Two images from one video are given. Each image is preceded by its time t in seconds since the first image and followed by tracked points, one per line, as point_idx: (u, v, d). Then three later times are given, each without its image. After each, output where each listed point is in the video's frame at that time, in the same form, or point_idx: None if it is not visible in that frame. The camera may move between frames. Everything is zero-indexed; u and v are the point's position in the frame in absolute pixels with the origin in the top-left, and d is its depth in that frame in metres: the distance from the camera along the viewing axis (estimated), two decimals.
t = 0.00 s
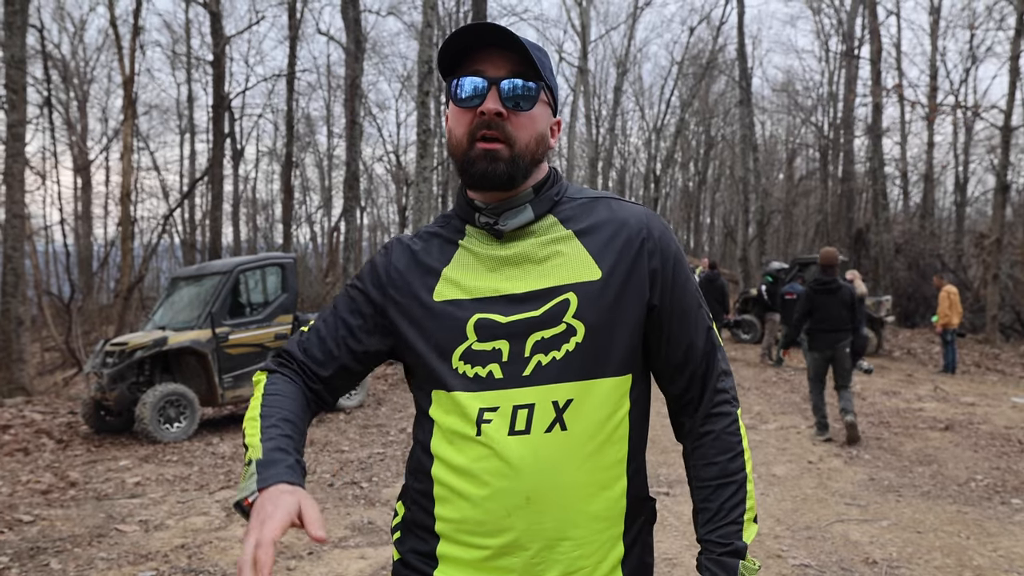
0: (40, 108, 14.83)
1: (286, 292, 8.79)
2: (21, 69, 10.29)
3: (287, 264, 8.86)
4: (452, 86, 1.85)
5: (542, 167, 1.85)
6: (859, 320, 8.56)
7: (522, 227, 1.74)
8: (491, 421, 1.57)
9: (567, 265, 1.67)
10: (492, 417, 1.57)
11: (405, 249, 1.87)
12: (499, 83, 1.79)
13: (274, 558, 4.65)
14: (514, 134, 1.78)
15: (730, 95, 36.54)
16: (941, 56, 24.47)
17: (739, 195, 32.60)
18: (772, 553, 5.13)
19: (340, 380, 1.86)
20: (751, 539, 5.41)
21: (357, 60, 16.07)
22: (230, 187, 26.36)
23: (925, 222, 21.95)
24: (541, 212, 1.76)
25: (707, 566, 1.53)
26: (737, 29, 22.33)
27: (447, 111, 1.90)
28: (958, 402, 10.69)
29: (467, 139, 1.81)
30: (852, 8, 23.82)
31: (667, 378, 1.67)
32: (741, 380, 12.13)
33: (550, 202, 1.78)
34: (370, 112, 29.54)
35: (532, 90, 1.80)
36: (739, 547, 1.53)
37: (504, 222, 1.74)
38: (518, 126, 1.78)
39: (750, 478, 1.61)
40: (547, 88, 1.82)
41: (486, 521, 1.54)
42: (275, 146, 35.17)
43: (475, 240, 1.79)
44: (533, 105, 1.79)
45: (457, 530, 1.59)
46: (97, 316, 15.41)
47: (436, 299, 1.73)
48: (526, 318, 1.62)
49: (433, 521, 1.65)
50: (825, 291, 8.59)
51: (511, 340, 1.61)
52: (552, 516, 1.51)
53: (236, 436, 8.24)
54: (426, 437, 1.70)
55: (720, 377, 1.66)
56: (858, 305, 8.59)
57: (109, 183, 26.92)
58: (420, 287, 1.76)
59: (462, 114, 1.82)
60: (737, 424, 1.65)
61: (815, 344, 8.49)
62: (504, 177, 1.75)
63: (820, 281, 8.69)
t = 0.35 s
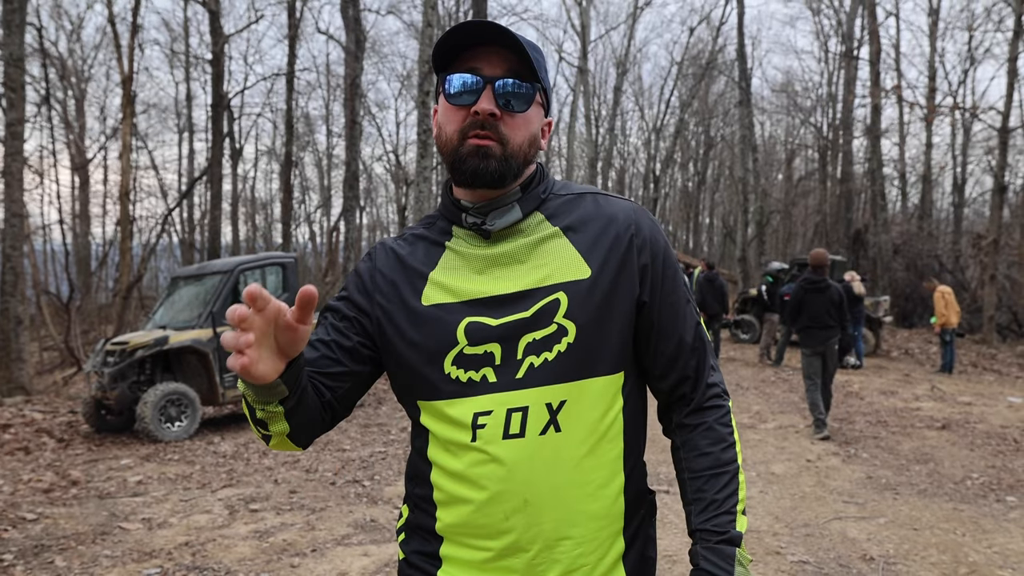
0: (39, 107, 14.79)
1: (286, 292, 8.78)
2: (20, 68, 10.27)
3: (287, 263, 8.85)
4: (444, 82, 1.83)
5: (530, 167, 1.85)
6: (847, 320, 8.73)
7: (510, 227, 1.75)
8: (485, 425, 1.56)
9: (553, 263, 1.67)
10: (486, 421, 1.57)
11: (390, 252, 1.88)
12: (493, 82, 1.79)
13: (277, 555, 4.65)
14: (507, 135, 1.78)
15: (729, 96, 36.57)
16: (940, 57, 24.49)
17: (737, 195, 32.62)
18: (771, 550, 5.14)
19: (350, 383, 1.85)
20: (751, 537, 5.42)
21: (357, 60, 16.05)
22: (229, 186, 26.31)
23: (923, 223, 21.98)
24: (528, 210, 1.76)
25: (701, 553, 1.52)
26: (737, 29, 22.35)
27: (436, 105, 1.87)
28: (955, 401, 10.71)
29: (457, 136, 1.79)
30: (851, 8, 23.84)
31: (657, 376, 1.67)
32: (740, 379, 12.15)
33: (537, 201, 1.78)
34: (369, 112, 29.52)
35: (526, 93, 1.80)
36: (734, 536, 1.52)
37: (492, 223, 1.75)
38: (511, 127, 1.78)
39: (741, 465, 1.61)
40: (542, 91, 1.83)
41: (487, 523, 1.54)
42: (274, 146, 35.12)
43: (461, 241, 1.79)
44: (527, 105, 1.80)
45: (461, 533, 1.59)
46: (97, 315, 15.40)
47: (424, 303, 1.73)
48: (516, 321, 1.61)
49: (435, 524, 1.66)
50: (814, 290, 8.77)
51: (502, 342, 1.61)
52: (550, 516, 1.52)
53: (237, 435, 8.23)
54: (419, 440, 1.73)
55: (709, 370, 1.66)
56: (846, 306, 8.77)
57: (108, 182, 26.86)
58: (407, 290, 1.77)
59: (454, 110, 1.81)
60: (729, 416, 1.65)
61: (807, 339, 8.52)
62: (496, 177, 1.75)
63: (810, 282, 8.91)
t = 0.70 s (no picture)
0: (28, 103, 14.67)
1: (278, 290, 8.74)
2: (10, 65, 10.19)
3: (280, 262, 8.81)
4: (443, 92, 1.73)
5: (533, 173, 1.81)
6: (835, 320, 8.99)
7: (523, 236, 1.73)
8: (502, 439, 1.53)
9: (566, 275, 1.68)
10: (502, 433, 1.54)
11: (388, 255, 1.73)
12: (499, 91, 1.71)
13: (270, 553, 4.64)
14: (516, 145, 1.71)
15: (720, 96, 36.72)
16: (929, 58, 24.69)
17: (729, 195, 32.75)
18: (761, 548, 5.17)
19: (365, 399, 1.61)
20: (741, 534, 5.45)
21: (349, 59, 16.01)
22: (220, 185, 26.18)
23: (913, 223, 22.14)
24: (537, 217, 1.76)
25: (693, 550, 1.65)
26: (729, 30, 22.46)
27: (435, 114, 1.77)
28: (944, 400, 10.81)
29: (463, 150, 1.71)
30: (842, 9, 23.99)
31: (650, 382, 1.75)
32: (732, 378, 12.20)
33: (545, 208, 1.78)
34: (361, 111, 29.43)
35: (531, 98, 1.73)
36: (718, 534, 1.67)
37: (504, 233, 1.71)
38: (519, 135, 1.71)
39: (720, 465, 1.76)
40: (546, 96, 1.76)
41: (497, 533, 1.53)
42: (266, 144, 34.97)
43: (468, 251, 1.72)
44: (532, 113, 1.73)
45: (467, 542, 1.56)
46: (86, 314, 15.31)
47: (435, 315, 1.63)
48: (533, 333, 1.61)
49: (439, 532, 1.60)
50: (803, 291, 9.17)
51: (520, 356, 1.59)
52: (564, 523, 1.54)
53: (229, 434, 8.20)
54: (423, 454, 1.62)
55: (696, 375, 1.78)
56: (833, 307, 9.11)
57: (98, 180, 26.67)
58: (411, 299, 1.65)
59: (457, 122, 1.71)
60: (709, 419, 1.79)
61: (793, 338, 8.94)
62: (507, 188, 1.70)
63: (801, 283, 9.27)
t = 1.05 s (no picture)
0: (20, 103, 14.58)
1: (271, 290, 8.74)
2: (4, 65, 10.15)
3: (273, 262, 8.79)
4: (451, 105, 1.69)
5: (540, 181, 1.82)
6: (820, 321, 9.41)
7: (530, 247, 1.73)
8: (510, 450, 1.54)
9: (572, 286, 1.70)
10: (511, 443, 1.54)
11: (392, 262, 1.65)
12: (511, 104, 1.70)
13: (263, 553, 4.64)
14: (529, 158, 1.72)
15: (714, 97, 36.84)
16: (922, 61, 24.83)
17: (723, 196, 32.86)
18: (752, 548, 5.21)
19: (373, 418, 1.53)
20: (732, 534, 5.49)
21: (343, 59, 15.98)
22: (214, 184, 26.08)
23: (905, 224, 22.26)
24: (542, 227, 1.76)
25: (684, 546, 1.73)
26: (723, 32, 22.54)
27: (441, 126, 1.74)
28: (935, 401, 10.88)
29: (476, 164, 1.69)
30: (835, 12, 24.11)
31: (640, 389, 1.80)
32: (725, 379, 12.25)
33: (549, 217, 1.79)
34: (355, 110, 29.39)
35: (540, 107, 1.74)
36: (702, 528, 1.78)
37: (514, 243, 1.70)
38: (532, 147, 1.73)
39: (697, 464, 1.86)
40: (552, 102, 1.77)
41: (500, 542, 1.54)
42: (260, 144, 34.88)
43: (476, 262, 1.68)
44: (543, 125, 1.74)
45: (466, 551, 1.56)
46: (79, 314, 15.23)
47: (445, 327, 1.58)
48: (542, 344, 1.61)
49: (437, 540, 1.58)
50: (789, 295, 9.63)
51: (528, 369, 1.58)
52: (567, 527, 1.58)
53: (221, 434, 8.19)
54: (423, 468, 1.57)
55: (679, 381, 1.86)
56: (817, 308, 9.53)
57: (92, 179, 26.53)
58: (417, 309, 1.60)
59: (468, 136, 1.69)
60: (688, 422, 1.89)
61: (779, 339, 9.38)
62: (519, 201, 1.69)
63: (785, 287, 9.73)
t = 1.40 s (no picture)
0: (15, 105, 14.53)
1: (266, 292, 8.72)
2: None
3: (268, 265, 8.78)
4: (446, 110, 1.70)
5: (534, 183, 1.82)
6: (808, 321, 9.66)
7: (523, 248, 1.74)
8: (502, 450, 1.55)
9: (563, 291, 1.71)
10: (503, 444, 1.55)
11: (388, 261, 1.64)
12: (504, 105, 1.70)
13: (257, 556, 4.64)
14: (522, 158, 1.71)
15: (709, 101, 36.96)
16: (916, 64, 24.97)
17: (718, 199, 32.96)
18: (746, 550, 5.23)
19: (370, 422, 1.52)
20: (727, 537, 5.50)
21: (338, 62, 15.97)
22: (209, 186, 26.00)
23: (899, 227, 22.35)
24: (535, 230, 1.77)
25: (668, 554, 1.73)
26: (718, 35, 22.63)
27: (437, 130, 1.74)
28: (930, 404, 10.93)
29: (472, 165, 1.69)
30: (829, 16, 24.23)
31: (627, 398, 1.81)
32: (719, 382, 12.28)
33: (541, 219, 1.81)
34: (350, 113, 29.38)
35: (533, 107, 1.73)
36: (687, 537, 1.77)
37: (508, 245, 1.71)
38: (525, 147, 1.72)
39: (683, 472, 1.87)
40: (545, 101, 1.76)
41: (493, 546, 1.54)
42: (255, 146, 34.82)
43: (472, 264, 1.68)
44: (537, 126, 1.74)
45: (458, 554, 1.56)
46: (73, 316, 15.15)
47: (438, 327, 1.58)
48: (534, 346, 1.62)
49: (429, 545, 1.58)
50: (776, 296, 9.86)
51: (520, 368, 1.59)
52: (557, 532, 1.58)
53: (216, 436, 8.18)
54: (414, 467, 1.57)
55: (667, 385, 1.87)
56: (806, 308, 9.73)
57: (86, 181, 26.44)
58: (409, 308, 1.59)
59: (464, 137, 1.69)
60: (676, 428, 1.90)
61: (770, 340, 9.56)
62: (514, 203, 1.70)
63: (773, 288, 9.94)
